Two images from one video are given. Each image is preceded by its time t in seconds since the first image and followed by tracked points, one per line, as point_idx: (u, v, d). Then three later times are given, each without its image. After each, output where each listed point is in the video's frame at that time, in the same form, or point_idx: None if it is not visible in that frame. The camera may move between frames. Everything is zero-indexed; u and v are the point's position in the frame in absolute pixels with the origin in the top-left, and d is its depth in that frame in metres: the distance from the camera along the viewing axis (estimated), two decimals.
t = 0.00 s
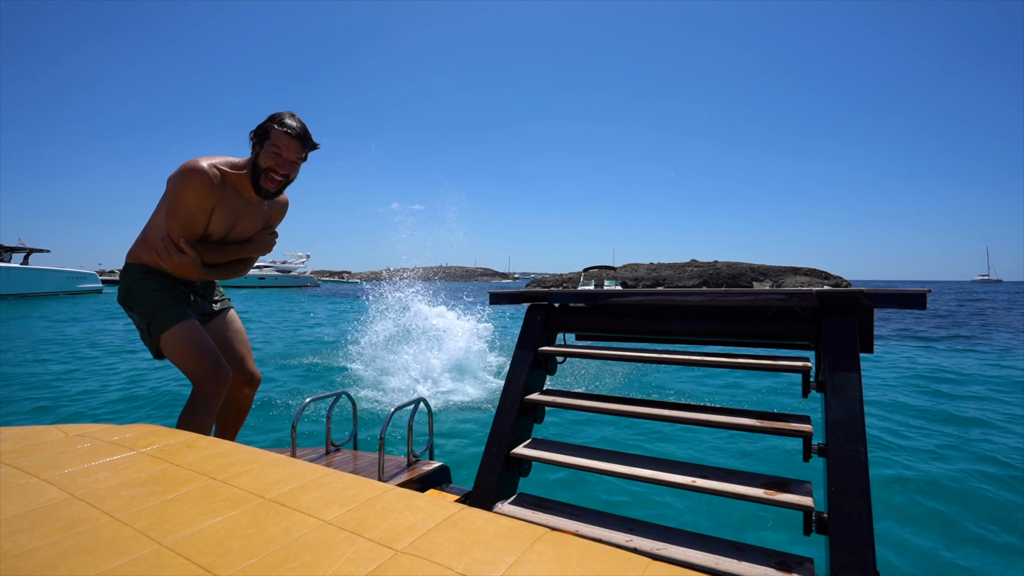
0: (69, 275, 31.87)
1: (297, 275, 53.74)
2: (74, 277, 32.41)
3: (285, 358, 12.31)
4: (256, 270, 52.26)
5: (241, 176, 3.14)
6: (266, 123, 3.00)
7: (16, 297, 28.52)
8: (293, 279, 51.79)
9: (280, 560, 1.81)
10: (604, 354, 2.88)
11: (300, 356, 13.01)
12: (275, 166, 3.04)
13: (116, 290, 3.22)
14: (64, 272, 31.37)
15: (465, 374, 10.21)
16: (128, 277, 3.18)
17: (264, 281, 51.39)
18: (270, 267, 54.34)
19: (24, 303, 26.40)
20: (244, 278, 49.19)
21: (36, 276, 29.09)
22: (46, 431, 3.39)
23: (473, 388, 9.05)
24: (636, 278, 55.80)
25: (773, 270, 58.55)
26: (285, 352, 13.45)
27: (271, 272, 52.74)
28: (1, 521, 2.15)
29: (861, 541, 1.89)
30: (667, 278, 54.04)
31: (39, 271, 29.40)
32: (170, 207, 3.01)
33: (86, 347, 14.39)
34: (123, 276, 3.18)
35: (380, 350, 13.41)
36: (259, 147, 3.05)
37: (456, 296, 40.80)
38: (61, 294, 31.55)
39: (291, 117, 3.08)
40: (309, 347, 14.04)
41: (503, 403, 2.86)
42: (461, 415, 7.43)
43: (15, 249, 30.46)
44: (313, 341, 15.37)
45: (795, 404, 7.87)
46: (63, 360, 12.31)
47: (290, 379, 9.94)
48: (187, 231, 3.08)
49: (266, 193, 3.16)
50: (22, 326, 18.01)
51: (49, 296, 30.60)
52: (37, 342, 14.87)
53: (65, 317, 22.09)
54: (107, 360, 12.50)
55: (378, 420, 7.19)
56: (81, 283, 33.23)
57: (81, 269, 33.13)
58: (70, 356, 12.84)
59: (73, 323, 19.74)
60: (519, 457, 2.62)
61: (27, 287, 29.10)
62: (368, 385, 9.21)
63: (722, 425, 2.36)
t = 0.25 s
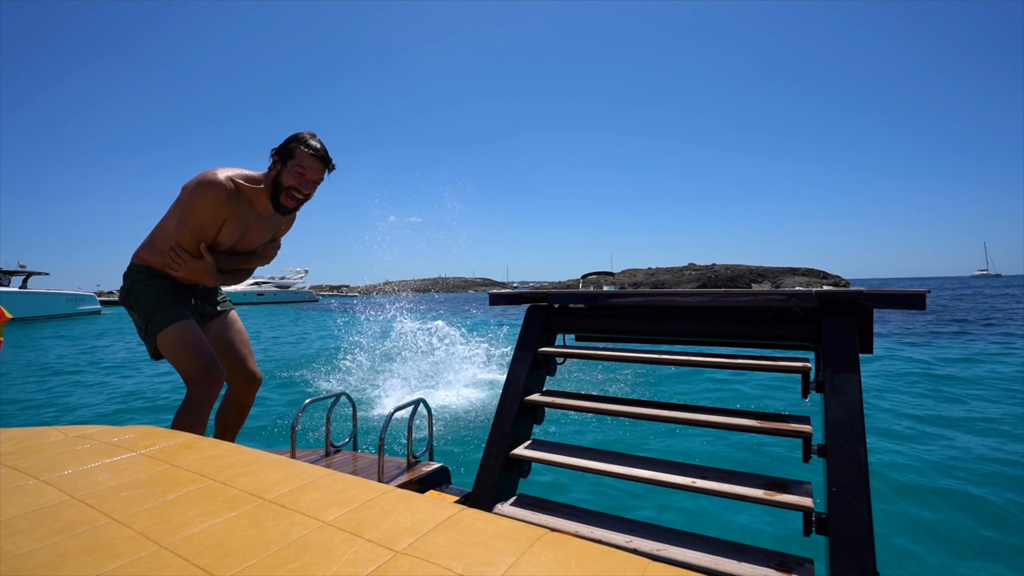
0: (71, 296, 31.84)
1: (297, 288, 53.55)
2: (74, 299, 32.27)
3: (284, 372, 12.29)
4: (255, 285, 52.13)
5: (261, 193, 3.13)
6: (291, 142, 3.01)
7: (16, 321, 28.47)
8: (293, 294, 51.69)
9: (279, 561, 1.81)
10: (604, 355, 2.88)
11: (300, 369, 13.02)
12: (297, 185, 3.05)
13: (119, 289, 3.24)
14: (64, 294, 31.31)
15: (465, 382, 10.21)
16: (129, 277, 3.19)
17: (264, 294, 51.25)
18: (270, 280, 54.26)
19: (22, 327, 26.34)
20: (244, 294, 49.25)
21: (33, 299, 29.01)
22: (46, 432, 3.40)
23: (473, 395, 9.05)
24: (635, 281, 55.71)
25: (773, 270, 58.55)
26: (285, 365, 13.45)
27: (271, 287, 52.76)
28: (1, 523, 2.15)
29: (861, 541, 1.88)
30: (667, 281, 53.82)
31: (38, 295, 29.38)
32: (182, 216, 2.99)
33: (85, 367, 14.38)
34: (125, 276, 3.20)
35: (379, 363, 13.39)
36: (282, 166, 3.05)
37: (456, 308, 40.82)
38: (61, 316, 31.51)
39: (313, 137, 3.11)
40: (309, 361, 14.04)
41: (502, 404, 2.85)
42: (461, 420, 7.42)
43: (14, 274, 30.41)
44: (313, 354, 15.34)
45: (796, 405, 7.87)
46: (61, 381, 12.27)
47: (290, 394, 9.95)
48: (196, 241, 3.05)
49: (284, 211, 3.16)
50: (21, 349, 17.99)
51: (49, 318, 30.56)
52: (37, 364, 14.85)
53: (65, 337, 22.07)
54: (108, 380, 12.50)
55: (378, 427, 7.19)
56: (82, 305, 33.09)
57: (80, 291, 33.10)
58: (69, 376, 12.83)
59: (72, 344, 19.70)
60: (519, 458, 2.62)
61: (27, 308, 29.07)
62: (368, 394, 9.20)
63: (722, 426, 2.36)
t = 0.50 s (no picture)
0: (68, 312, 31.63)
1: (296, 299, 53.38)
2: (72, 315, 32.15)
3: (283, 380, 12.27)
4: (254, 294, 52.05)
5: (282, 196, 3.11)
6: (314, 146, 2.99)
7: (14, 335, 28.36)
8: (292, 304, 51.54)
9: (279, 562, 1.81)
10: (603, 356, 2.88)
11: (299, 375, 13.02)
12: (319, 191, 3.04)
13: (127, 284, 3.20)
14: (61, 308, 31.17)
15: (464, 387, 10.20)
16: (139, 273, 3.15)
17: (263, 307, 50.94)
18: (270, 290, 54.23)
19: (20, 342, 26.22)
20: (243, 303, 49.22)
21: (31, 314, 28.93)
22: (45, 433, 3.39)
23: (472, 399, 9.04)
24: (635, 284, 55.65)
25: (772, 271, 58.57)
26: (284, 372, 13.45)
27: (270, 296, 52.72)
28: None
29: (859, 542, 1.89)
30: (666, 283, 53.82)
31: (37, 310, 29.32)
32: (200, 214, 3.00)
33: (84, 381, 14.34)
34: (134, 272, 3.16)
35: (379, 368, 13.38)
36: (305, 170, 3.04)
37: (455, 312, 40.81)
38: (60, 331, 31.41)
39: (335, 139, 3.08)
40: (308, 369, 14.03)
41: (502, 405, 2.85)
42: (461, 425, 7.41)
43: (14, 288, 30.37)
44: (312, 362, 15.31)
45: (795, 406, 7.87)
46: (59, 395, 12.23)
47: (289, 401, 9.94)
48: (213, 240, 3.05)
49: (306, 214, 3.15)
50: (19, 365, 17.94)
51: (47, 333, 30.46)
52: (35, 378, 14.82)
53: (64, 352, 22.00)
54: (107, 394, 12.47)
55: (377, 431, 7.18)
56: (79, 321, 32.97)
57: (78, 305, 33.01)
58: (67, 391, 12.78)
59: (71, 359, 19.67)
60: (518, 459, 2.62)
61: (26, 323, 28.99)
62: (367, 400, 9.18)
63: (721, 427, 2.36)
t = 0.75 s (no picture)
0: (66, 317, 31.58)
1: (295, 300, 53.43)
2: (72, 320, 32.26)
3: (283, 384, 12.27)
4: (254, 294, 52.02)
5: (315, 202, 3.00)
6: (353, 159, 2.87)
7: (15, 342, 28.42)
8: (292, 306, 51.50)
9: (278, 564, 1.81)
10: (602, 357, 2.88)
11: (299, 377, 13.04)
12: (353, 205, 2.96)
13: (146, 277, 3.00)
14: (61, 315, 31.20)
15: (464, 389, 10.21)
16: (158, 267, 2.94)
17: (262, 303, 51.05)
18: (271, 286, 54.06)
19: (20, 346, 26.24)
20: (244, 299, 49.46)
21: (31, 319, 28.95)
22: (45, 434, 3.39)
23: (472, 401, 9.04)
24: (634, 285, 55.69)
25: (771, 272, 58.62)
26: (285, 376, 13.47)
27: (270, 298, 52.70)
28: None
29: (858, 543, 1.89)
30: (666, 284, 53.84)
31: (37, 316, 29.36)
32: (234, 217, 2.86)
33: (84, 388, 14.38)
34: (154, 267, 2.95)
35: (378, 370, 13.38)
36: (341, 181, 2.93)
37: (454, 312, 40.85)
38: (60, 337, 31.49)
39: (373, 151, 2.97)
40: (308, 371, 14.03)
41: (502, 406, 2.85)
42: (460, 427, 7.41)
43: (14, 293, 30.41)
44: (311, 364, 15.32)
45: (794, 407, 7.88)
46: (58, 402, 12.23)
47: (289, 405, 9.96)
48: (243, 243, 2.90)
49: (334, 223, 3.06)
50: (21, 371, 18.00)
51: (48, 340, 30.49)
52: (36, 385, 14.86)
53: (65, 358, 22.05)
54: (107, 400, 12.49)
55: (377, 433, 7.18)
56: (79, 326, 33.05)
57: (78, 311, 33.07)
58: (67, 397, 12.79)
59: (70, 365, 19.68)
60: (518, 460, 2.62)
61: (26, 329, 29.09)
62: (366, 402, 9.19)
63: (720, 429, 2.36)
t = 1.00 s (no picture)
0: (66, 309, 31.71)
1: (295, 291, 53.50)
2: (72, 315, 32.52)
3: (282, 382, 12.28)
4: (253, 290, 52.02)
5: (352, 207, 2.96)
6: (390, 164, 2.86)
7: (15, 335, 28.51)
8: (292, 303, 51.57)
9: (278, 565, 1.81)
10: (602, 359, 2.88)
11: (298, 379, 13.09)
12: (393, 210, 2.95)
13: (192, 286, 3.00)
14: (61, 308, 31.35)
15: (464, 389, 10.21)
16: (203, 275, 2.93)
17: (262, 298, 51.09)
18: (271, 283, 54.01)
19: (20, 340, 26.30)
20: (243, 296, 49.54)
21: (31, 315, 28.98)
22: (44, 435, 3.39)
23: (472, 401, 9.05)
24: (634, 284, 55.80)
25: (770, 272, 58.69)
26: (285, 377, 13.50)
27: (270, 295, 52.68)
28: None
29: (858, 544, 1.89)
30: (665, 284, 53.90)
31: (37, 310, 29.39)
32: (275, 225, 2.77)
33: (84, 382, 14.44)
34: (200, 275, 2.94)
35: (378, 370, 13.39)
36: (379, 187, 2.91)
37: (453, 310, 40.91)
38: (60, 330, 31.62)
39: (405, 154, 2.95)
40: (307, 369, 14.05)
41: (502, 407, 2.86)
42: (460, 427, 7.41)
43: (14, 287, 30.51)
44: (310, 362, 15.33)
45: (794, 408, 7.88)
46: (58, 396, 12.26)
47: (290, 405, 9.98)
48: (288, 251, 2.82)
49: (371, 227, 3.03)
50: (21, 364, 18.08)
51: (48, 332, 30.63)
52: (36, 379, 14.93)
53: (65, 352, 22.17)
54: (107, 394, 12.54)
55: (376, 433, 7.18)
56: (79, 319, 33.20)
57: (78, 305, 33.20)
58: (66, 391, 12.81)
59: (70, 358, 19.75)
60: (518, 462, 2.62)
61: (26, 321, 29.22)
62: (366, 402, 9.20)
63: (720, 430, 2.36)
